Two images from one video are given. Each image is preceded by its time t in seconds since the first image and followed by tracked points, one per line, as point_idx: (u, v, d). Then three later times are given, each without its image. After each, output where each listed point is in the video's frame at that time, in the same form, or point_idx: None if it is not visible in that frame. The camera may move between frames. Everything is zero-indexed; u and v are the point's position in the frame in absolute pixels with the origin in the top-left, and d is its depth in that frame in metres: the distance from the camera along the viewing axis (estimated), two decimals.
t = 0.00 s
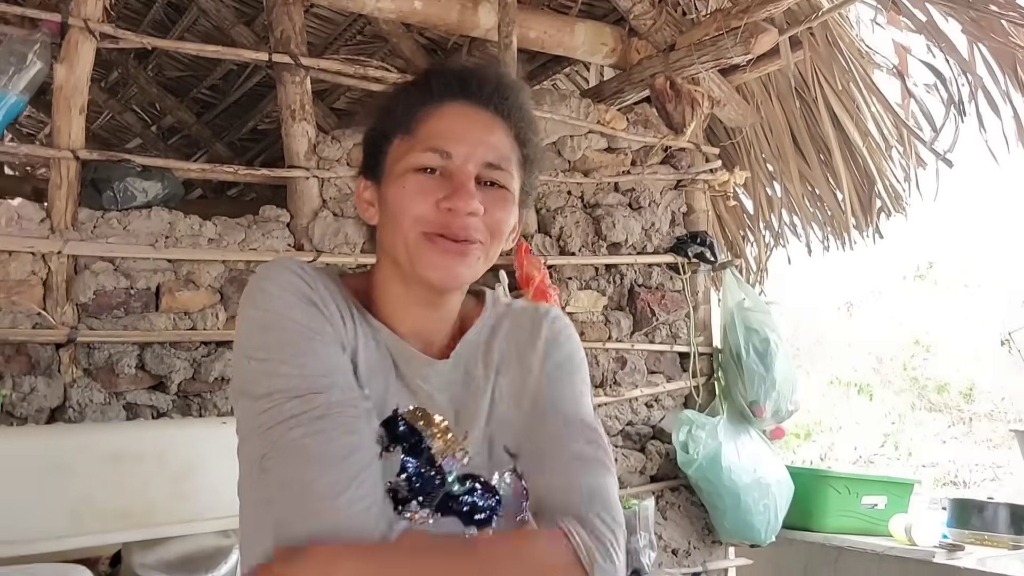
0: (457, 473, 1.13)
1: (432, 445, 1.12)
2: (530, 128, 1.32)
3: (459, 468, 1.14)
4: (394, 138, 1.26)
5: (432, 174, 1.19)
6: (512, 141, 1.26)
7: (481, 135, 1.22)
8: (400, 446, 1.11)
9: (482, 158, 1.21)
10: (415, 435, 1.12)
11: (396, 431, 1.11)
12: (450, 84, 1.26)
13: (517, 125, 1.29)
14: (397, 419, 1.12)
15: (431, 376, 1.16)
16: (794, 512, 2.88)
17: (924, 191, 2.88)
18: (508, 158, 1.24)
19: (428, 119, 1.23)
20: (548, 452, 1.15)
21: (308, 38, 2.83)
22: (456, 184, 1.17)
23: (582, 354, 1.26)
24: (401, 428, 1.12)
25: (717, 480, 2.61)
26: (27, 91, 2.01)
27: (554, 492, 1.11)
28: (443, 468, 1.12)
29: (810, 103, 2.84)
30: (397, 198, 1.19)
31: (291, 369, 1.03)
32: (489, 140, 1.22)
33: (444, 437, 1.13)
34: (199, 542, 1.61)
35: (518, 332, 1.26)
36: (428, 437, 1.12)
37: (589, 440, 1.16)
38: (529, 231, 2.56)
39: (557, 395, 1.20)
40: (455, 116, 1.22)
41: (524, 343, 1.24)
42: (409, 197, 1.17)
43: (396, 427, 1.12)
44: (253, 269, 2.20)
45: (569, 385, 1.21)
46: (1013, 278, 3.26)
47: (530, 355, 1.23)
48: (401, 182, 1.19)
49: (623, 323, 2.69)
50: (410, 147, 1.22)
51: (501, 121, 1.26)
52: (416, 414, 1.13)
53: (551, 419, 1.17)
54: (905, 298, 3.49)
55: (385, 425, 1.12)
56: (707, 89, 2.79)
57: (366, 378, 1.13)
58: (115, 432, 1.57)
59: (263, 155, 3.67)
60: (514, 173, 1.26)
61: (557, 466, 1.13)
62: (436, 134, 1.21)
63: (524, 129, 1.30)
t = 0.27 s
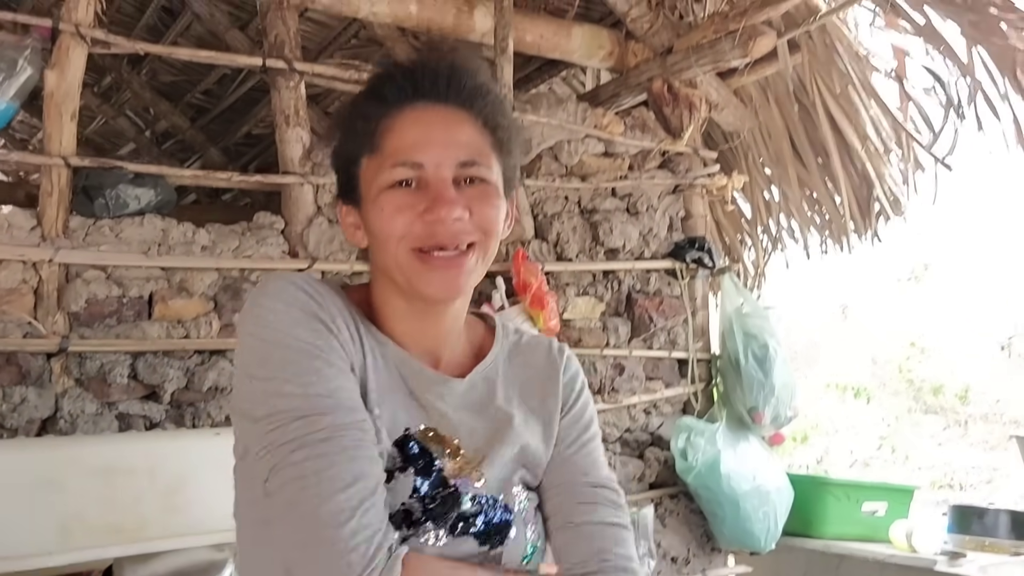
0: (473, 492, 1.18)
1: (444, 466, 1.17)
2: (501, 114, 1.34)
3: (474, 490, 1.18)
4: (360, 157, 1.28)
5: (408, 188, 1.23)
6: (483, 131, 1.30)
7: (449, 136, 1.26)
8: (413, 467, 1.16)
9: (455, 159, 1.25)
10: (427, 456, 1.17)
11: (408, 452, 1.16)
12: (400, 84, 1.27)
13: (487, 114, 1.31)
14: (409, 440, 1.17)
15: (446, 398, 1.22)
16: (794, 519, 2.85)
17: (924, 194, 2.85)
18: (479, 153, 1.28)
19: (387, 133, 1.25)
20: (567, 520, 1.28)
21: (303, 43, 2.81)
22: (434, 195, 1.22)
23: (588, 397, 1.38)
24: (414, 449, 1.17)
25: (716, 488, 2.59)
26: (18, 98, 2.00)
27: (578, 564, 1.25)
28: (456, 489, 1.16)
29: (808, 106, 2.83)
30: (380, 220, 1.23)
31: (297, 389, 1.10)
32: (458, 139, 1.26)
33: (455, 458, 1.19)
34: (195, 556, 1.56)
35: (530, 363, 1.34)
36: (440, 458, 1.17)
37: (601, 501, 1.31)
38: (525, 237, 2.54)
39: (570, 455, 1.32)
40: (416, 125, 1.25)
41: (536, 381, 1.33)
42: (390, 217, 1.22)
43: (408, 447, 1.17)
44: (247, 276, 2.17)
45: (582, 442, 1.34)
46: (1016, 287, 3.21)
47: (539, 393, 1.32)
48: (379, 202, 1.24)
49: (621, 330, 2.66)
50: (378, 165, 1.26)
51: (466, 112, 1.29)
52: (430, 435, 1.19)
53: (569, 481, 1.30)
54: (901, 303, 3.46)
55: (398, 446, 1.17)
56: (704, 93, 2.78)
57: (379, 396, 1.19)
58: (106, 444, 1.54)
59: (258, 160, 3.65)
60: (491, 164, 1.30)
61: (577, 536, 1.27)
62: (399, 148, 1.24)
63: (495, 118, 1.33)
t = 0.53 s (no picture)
0: (494, 470, 1.17)
1: (462, 448, 1.15)
2: (495, 69, 1.32)
3: (494, 470, 1.18)
4: (358, 134, 1.28)
5: (407, 156, 1.21)
6: (477, 87, 1.28)
7: (441, 97, 1.24)
8: (430, 450, 1.14)
9: (451, 118, 1.23)
10: (444, 439, 1.15)
11: (424, 435, 1.14)
12: (388, 51, 1.26)
13: (481, 70, 1.29)
14: (422, 423, 1.15)
15: (467, 378, 1.20)
16: (798, 499, 2.87)
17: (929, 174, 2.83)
18: (474, 111, 1.25)
19: (381, 102, 1.24)
20: (599, 502, 1.28)
21: (302, 21, 2.78)
22: (434, 158, 1.20)
23: (614, 377, 1.38)
24: (430, 432, 1.15)
25: (718, 469, 2.59)
26: (14, 74, 1.95)
27: (613, 544, 1.25)
28: (477, 469, 1.16)
29: (812, 85, 2.81)
30: (383, 192, 1.21)
31: (287, 394, 1.10)
32: (451, 98, 1.24)
33: (476, 439, 1.17)
34: (199, 537, 1.52)
35: (552, 342, 1.33)
36: (457, 440, 1.15)
37: (631, 481, 1.31)
38: (528, 218, 2.51)
39: (598, 437, 1.32)
40: (406, 89, 1.23)
41: (556, 358, 1.31)
42: (392, 187, 1.20)
43: (422, 430, 1.15)
44: (248, 256, 2.15)
45: (608, 424, 1.34)
46: (1017, 267, 3.18)
47: (562, 371, 1.30)
48: (381, 174, 1.22)
49: (624, 311, 2.64)
50: (374, 138, 1.24)
51: (457, 69, 1.27)
52: (448, 417, 1.16)
53: (597, 464, 1.31)
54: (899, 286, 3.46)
55: (414, 429, 1.15)
56: (708, 70, 2.72)
57: (394, 387, 1.16)
58: (107, 424, 1.51)
59: (257, 142, 3.61)
60: (489, 121, 1.28)
61: (610, 515, 1.27)
62: (394, 115, 1.22)
63: (489, 74, 1.31)
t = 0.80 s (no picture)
0: (515, 452, 1.14)
1: (484, 425, 1.13)
2: (483, 36, 1.24)
3: (517, 449, 1.15)
4: (355, 121, 1.23)
5: (406, 139, 1.16)
6: (467, 58, 1.21)
7: (431, 73, 1.17)
8: (452, 428, 1.11)
9: (445, 95, 1.17)
10: (466, 417, 1.12)
11: (446, 415, 1.11)
12: (373, 34, 1.19)
13: (470, 40, 1.22)
14: (444, 403, 1.12)
15: (485, 357, 1.16)
16: (798, 481, 2.87)
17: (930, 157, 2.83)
18: (469, 82, 1.19)
19: (373, 86, 1.18)
20: (608, 481, 1.22)
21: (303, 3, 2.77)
22: (433, 138, 1.14)
23: (628, 353, 1.31)
24: (451, 410, 1.12)
25: (720, 450, 2.60)
26: (17, 56, 1.94)
27: (622, 522, 1.18)
28: (500, 447, 1.14)
29: (814, 67, 2.82)
30: (387, 178, 1.17)
31: (303, 364, 1.06)
32: (441, 73, 1.17)
33: (496, 419, 1.14)
34: (204, 516, 1.53)
35: (569, 321, 1.27)
36: (479, 417, 1.13)
37: (644, 459, 1.25)
38: (529, 200, 2.51)
39: (609, 415, 1.25)
40: (397, 70, 1.17)
41: (575, 338, 1.26)
42: (395, 172, 1.15)
43: (444, 410, 1.12)
44: (251, 238, 2.16)
45: (620, 401, 1.26)
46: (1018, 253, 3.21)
47: (579, 352, 1.25)
48: (382, 161, 1.17)
49: (625, 293, 2.66)
50: (371, 124, 1.19)
51: (443, 44, 1.20)
52: (467, 395, 1.13)
53: (607, 442, 1.24)
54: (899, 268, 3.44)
55: (436, 407, 1.12)
56: (710, 52, 2.75)
57: (415, 363, 1.13)
58: (113, 405, 1.51)
59: (257, 125, 3.60)
60: (486, 89, 1.21)
61: (621, 495, 1.20)
62: (387, 97, 1.17)
63: (478, 43, 1.23)
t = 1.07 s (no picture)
0: (519, 451, 1.13)
1: (488, 425, 1.11)
2: (480, 22, 1.23)
3: (522, 449, 1.13)
4: (355, 113, 1.21)
5: (405, 128, 1.15)
6: (465, 44, 1.20)
7: (428, 59, 1.15)
8: (454, 428, 1.09)
9: (443, 81, 1.15)
10: (469, 416, 1.10)
11: (449, 415, 1.09)
12: (370, 24, 1.18)
13: (468, 27, 1.21)
14: (447, 402, 1.10)
15: (490, 353, 1.14)
16: (798, 471, 2.89)
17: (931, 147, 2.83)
18: (467, 67, 1.17)
19: (372, 76, 1.17)
20: (604, 464, 1.21)
21: None
22: (433, 125, 1.13)
23: (630, 337, 1.29)
24: (454, 409, 1.10)
25: (721, 441, 2.61)
26: (18, 49, 1.95)
27: (619, 507, 1.18)
28: (503, 448, 1.12)
29: (815, 58, 2.82)
30: (388, 169, 1.15)
31: (304, 370, 1.05)
32: (439, 59, 1.15)
33: (501, 417, 1.12)
34: (205, 508, 1.55)
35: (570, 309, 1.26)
36: (482, 417, 1.11)
37: (644, 444, 1.23)
38: (530, 191, 2.51)
39: (609, 400, 1.23)
40: (394, 59, 1.15)
41: (576, 323, 1.24)
42: (395, 162, 1.14)
43: (447, 410, 1.09)
44: (253, 231, 2.16)
45: (620, 386, 1.24)
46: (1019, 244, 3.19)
47: (581, 336, 1.23)
48: (382, 151, 1.16)
49: (626, 284, 2.66)
50: (370, 115, 1.18)
51: (441, 30, 1.18)
52: (470, 393, 1.11)
53: (605, 427, 1.22)
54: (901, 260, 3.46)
55: (438, 407, 1.09)
56: (711, 44, 2.72)
57: (416, 359, 1.11)
58: (116, 396, 1.51)
59: (258, 117, 3.60)
60: (485, 75, 1.19)
61: (619, 480, 1.19)
62: (386, 87, 1.15)
63: (476, 29, 1.22)
